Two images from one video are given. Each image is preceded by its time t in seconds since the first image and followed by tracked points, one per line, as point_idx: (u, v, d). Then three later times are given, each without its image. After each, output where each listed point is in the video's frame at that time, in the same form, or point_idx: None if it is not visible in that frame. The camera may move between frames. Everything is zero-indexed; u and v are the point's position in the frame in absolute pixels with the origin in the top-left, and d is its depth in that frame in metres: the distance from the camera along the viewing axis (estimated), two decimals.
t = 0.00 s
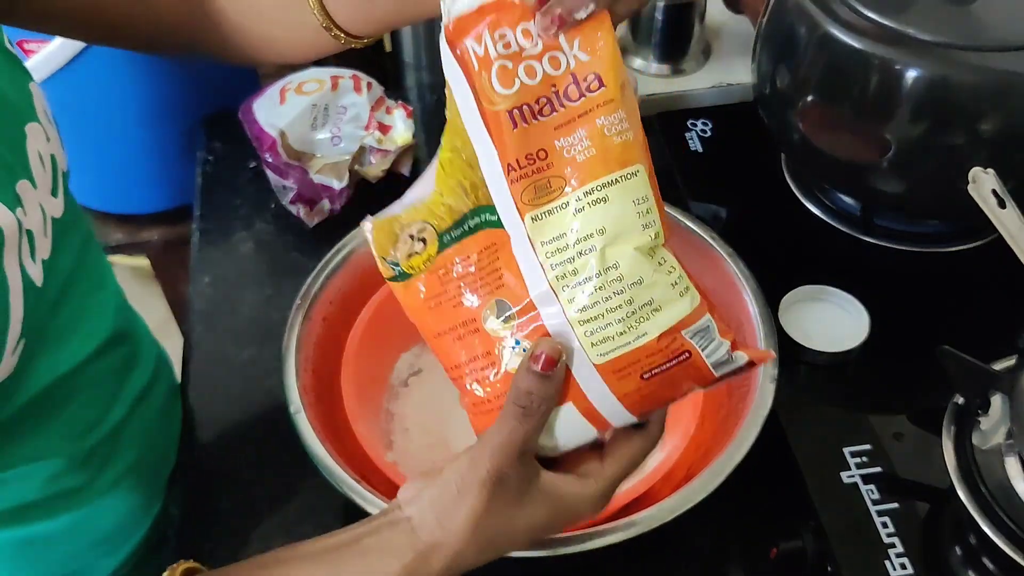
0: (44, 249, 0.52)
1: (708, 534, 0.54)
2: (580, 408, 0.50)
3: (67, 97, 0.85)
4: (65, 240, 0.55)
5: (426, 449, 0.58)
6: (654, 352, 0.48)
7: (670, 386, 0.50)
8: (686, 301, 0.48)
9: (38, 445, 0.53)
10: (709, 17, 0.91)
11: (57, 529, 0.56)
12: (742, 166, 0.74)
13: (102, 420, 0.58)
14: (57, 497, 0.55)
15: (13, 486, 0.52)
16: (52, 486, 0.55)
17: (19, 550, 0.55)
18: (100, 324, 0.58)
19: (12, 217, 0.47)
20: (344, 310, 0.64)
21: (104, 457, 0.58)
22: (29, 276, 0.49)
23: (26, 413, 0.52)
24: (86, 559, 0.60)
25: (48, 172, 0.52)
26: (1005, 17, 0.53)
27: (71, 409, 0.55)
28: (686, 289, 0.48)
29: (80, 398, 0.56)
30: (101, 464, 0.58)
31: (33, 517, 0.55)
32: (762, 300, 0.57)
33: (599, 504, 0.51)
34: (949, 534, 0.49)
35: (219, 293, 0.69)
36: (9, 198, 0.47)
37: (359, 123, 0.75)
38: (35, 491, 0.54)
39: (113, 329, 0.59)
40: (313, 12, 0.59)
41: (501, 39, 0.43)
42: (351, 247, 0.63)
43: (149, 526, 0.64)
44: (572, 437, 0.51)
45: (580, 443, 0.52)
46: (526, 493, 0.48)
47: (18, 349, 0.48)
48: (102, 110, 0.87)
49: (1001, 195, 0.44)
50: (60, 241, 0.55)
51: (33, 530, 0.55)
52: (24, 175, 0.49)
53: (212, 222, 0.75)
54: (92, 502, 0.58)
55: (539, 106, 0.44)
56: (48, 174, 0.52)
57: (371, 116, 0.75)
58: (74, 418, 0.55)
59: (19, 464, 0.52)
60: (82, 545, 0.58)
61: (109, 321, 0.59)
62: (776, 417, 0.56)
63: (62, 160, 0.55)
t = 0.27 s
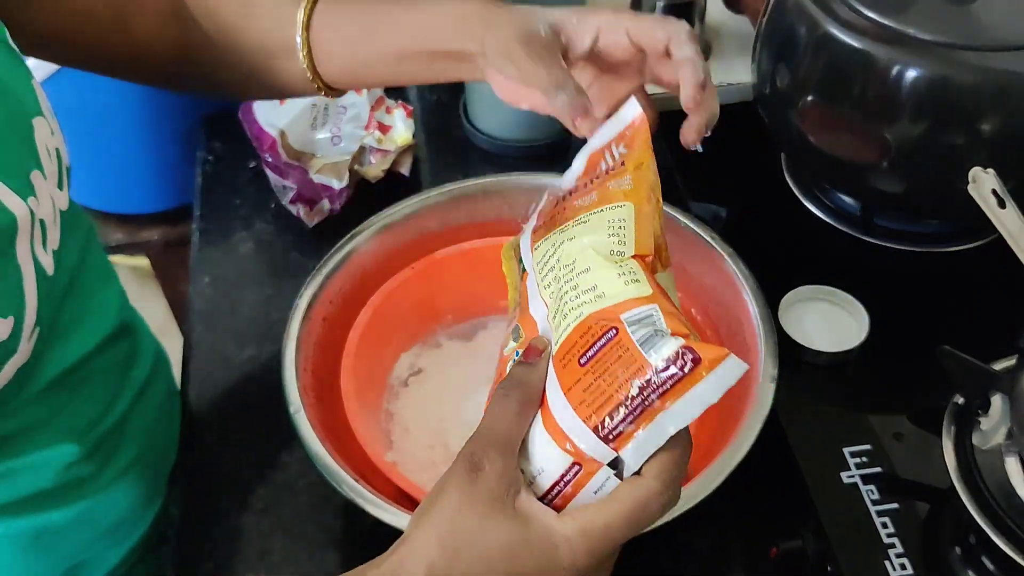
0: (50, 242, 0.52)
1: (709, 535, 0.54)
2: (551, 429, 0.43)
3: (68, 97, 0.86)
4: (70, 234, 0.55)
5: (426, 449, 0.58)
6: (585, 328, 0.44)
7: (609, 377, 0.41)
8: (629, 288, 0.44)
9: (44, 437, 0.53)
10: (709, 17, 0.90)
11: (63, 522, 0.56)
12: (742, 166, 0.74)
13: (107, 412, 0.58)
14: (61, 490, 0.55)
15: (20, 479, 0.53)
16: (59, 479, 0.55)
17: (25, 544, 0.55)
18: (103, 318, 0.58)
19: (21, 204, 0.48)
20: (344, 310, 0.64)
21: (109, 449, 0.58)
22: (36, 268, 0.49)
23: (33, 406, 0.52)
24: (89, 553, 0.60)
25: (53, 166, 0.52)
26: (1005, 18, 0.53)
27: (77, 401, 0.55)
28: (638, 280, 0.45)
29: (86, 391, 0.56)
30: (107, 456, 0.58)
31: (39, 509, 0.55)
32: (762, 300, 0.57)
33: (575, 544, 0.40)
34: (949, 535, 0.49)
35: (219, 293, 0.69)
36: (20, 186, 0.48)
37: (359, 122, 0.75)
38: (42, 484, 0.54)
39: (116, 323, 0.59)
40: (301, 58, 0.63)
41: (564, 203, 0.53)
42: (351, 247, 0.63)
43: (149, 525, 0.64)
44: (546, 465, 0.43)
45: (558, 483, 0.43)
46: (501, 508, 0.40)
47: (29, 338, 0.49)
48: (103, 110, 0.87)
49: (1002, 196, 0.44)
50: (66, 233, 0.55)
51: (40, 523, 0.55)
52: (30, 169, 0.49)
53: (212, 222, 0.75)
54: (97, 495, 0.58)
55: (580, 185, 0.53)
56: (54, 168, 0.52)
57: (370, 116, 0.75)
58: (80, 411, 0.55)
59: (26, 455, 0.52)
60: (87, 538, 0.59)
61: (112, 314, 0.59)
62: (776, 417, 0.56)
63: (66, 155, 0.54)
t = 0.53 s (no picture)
0: (56, 240, 0.52)
1: (709, 535, 0.54)
2: (538, 372, 0.44)
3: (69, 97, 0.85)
4: (72, 236, 0.55)
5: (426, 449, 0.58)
6: (562, 269, 0.45)
7: (581, 306, 0.43)
8: (598, 233, 0.46)
9: (46, 434, 0.53)
10: (709, 17, 0.91)
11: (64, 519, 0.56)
12: (742, 166, 0.74)
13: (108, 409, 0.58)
14: (61, 486, 0.55)
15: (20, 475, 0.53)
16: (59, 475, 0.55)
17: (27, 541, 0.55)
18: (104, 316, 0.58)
19: (29, 201, 0.48)
20: (344, 309, 0.64)
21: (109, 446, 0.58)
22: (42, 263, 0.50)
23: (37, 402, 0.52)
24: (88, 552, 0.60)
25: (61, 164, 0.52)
26: (1005, 18, 0.53)
27: (80, 399, 0.55)
28: (607, 228, 0.46)
29: (89, 389, 0.56)
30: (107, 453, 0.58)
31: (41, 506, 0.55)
32: (762, 300, 0.57)
33: (561, 469, 0.41)
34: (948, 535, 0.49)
35: (219, 293, 0.69)
36: (29, 184, 0.48)
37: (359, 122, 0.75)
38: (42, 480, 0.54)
39: (118, 321, 0.60)
40: (300, 100, 0.65)
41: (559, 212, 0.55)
42: (351, 247, 0.63)
43: (149, 525, 0.64)
44: (533, 408, 0.43)
45: (546, 425, 0.43)
46: (492, 448, 0.41)
47: (32, 335, 0.49)
48: (103, 111, 0.87)
49: (1002, 196, 0.44)
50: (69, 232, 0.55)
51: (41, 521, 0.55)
52: (38, 165, 0.49)
53: (212, 222, 0.75)
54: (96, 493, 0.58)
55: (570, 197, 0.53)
56: (61, 166, 0.52)
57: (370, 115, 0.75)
58: (82, 409, 0.55)
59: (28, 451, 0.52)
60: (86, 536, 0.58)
61: (114, 313, 0.59)
62: (776, 417, 0.56)
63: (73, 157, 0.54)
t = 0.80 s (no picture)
0: (57, 235, 0.52)
1: (709, 534, 0.54)
2: (541, 361, 0.44)
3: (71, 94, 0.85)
4: (72, 231, 0.56)
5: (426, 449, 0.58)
6: (564, 258, 0.45)
7: (585, 293, 0.43)
8: (599, 223, 0.46)
9: (47, 428, 0.53)
10: (709, 17, 0.91)
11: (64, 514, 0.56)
12: (742, 166, 0.74)
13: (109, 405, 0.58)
14: (62, 482, 0.55)
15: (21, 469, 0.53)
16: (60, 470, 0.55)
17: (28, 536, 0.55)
18: (104, 311, 0.58)
19: (31, 194, 0.48)
20: (344, 309, 0.64)
21: (110, 442, 0.58)
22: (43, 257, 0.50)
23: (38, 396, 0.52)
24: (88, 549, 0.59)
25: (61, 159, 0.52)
26: (1005, 18, 0.53)
27: (81, 393, 0.55)
28: (608, 217, 0.47)
29: (90, 385, 0.56)
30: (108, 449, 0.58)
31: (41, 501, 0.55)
32: (762, 300, 0.57)
33: (565, 456, 0.41)
34: (949, 535, 0.49)
35: (218, 293, 0.69)
36: (31, 176, 0.48)
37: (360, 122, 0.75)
38: (43, 474, 0.54)
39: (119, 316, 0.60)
40: (289, 98, 0.65)
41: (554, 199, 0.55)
42: (352, 246, 0.63)
43: (149, 525, 0.64)
44: (536, 396, 0.43)
45: (549, 414, 0.43)
46: (494, 437, 0.41)
47: (36, 329, 0.49)
48: (102, 111, 0.86)
49: (1002, 196, 0.44)
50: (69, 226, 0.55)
51: (42, 516, 0.55)
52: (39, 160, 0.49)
53: (212, 222, 0.75)
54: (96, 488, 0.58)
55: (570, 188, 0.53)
56: (60, 163, 0.52)
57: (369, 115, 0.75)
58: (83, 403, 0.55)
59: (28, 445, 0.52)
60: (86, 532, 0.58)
61: (114, 308, 0.59)
62: (776, 417, 0.56)
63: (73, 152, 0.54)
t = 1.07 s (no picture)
0: (56, 233, 0.52)
1: (708, 534, 0.54)
2: (535, 364, 0.44)
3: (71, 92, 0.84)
4: (72, 230, 0.56)
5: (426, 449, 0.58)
6: (563, 261, 0.45)
7: (581, 297, 0.43)
8: (600, 225, 0.46)
9: (46, 426, 0.53)
10: (709, 17, 0.90)
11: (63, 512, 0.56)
12: (742, 166, 0.74)
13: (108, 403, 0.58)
14: (62, 480, 0.55)
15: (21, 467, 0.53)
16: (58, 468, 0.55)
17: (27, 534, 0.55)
18: (102, 310, 0.58)
19: (31, 192, 0.48)
20: (343, 309, 0.64)
21: (109, 440, 0.58)
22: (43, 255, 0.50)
23: (37, 395, 0.52)
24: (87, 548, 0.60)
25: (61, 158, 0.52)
26: (1005, 18, 0.53)
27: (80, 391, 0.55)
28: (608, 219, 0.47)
29: (89, 383, 0.56)
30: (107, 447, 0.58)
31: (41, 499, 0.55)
32: (762, 300, 0.57)
33: (552, 460, 0.41)
34: (949, 535, 0.49)
35: (218, 293, 0.69)
36: (31, 174, 0.48)
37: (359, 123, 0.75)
38: (43, 472, 0.54)
39: (117, 315, 0.60)
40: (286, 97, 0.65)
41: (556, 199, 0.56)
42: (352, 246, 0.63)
43: (148, 525, 0.64)
44: (529, 399, 0.43)
45: (542, 417, 0.43)
46: (483, 437, 0.42)
47: (35, 327, 0.49)
48: (103, 110, 0.86)
49: (1002, 196, 0.44)
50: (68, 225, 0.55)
51: (41, 514, 0.55)
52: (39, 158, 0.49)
53: (212, 222, 0.75)
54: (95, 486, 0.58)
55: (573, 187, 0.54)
56: (60, 161, 0.52)
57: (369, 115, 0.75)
58: (82, 401, 0.55)
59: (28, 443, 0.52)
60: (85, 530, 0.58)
61: (113, 306, 0.59)
62: (776, 417, 0.56)
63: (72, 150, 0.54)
